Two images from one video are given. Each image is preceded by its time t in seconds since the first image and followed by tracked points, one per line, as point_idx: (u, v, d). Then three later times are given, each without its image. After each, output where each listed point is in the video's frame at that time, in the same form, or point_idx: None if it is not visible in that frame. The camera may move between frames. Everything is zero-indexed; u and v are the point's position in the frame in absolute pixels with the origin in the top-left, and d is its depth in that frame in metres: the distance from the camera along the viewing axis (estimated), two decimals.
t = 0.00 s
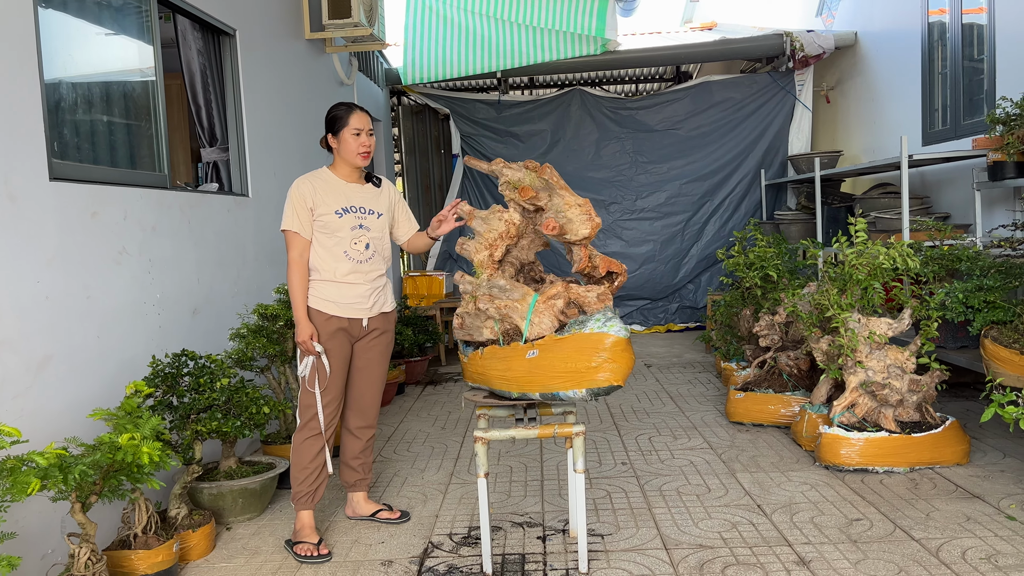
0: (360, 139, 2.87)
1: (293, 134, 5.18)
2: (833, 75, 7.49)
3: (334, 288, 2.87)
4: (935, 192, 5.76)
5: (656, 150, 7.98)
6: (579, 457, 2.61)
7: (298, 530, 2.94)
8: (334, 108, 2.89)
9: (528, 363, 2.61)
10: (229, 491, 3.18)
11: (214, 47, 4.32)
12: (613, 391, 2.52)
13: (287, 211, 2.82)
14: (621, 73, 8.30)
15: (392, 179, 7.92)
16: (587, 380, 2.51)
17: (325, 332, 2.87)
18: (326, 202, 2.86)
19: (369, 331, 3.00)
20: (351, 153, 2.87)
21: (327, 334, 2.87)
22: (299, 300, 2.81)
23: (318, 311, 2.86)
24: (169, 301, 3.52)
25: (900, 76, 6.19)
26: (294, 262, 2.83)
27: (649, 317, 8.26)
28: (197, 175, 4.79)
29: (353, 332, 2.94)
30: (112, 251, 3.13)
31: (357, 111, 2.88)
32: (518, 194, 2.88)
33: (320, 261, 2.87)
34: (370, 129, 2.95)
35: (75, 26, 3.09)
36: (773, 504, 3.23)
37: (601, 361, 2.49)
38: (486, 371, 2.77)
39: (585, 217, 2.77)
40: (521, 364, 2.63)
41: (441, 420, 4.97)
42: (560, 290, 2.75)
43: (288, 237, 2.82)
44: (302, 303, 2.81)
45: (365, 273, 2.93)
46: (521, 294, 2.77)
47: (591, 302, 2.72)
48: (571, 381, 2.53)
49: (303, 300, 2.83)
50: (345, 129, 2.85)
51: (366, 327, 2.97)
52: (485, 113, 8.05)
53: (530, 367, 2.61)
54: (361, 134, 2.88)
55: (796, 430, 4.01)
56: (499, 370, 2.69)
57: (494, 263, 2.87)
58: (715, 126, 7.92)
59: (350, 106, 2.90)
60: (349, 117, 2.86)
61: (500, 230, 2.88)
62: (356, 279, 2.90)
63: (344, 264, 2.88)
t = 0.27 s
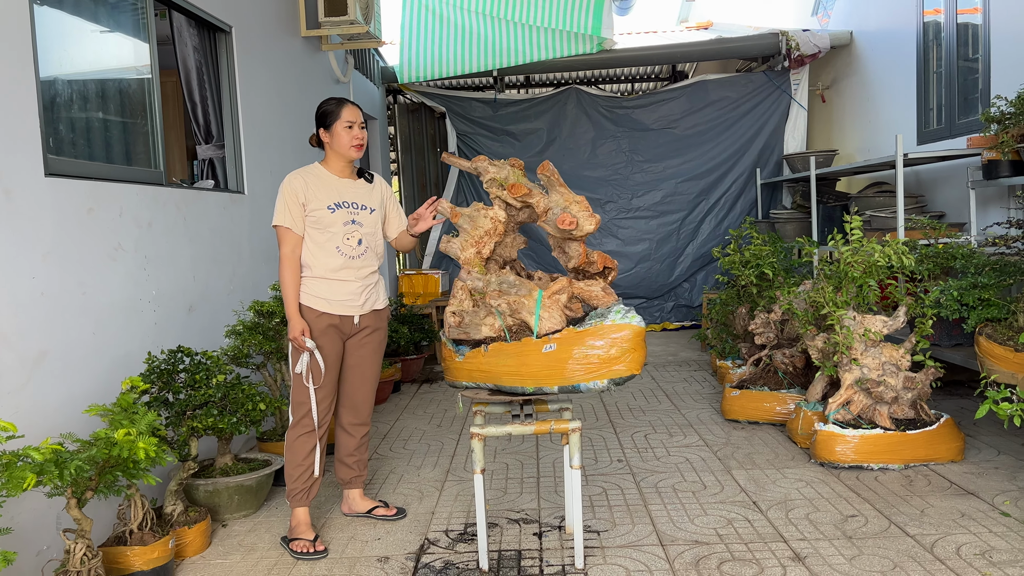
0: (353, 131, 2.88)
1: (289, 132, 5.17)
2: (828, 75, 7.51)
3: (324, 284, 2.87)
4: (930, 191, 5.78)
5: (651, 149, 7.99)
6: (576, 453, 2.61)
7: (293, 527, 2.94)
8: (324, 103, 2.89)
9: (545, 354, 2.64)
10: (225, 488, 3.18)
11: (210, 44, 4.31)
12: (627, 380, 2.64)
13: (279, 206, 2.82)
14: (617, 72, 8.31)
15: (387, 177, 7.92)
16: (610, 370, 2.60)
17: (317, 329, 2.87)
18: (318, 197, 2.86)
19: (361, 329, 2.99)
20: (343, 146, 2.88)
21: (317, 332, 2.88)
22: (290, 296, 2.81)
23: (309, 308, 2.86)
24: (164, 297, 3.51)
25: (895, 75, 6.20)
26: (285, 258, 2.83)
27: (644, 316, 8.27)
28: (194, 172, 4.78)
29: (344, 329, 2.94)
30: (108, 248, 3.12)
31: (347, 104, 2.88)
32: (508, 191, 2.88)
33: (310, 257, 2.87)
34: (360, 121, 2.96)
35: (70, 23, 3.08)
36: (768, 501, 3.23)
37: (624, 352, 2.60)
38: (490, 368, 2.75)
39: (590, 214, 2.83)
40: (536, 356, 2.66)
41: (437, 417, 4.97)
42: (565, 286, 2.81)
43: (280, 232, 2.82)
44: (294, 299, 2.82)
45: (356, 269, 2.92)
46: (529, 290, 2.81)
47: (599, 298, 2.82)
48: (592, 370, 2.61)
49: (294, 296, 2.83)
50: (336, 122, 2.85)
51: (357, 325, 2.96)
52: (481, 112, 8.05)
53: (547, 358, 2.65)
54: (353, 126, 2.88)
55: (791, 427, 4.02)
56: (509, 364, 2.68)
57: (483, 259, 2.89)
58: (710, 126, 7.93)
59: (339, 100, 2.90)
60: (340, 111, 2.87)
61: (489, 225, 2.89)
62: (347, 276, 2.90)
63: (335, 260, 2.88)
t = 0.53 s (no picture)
0: (345, 124, 2.89)
1: (285, 128, 5.16)
2: (824, 73, 7.52)
3: (316, 280, 2.87)
4: (925, 189, 5.80)
5: (647, 147, 7.99)
6: (572, 449, 2.62)
7: (289, 523, 2.93)
8: (313, 98, 2.88)
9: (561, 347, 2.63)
10: (221, 484, 3.18)
11: (207, 40, 4.30)
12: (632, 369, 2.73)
13: (269, 203, 2.82)
14: (613, 70, 8.31)
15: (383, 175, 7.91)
16: (624, 358, 2.67)
17: (309, 325, 2.87)
18: (307, 193, 2.86)
19: (353, 325, 2.99)
20: (335, 139, 2.88)
21: (310, 328, 2.88)
22: (282, 292, 2.83)
23: (301, 304, 2.86)
24: (160, 293, 3.51)
25: (890, 73, 6.22)
26: (276, 254, 2.83)
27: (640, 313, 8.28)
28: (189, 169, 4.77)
29: (337, 325, 2.94)
30: (103, 243, 3.11)
31: (337, 98, 2.89)
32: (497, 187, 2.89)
33: (301, 253, 2.87)
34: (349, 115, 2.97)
35: (65, 17, 3.07)
36: (764, 496, 3.24)
37: (635, 343, 2.70)
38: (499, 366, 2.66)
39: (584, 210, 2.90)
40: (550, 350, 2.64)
41: (433, 414, 4.97)
42: (565, 281, 2.85)
43: (270, 229, 2.83)
44: (286, 295, 2.83)
45: (348, 265, 2.92)
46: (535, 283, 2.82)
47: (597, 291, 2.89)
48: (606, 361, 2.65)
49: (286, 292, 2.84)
50: (327, 115, 2.86)
51: (349, 321, 2.96)
52: (477, 109, 8.04)
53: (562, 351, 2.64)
54: (344, 119, 2.89)
55: (786, 424, 4.03)
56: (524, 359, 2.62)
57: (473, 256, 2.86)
58: (706, 124, 7.94)
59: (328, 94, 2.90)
60: (330, 104, 2.87)
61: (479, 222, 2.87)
62: (338, 271, 2.89)
63: (326, 256, 2.87)
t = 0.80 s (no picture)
0: (340, 119, 2.89)
1: (280, 124, 5.15)
2: (820, 71, 7.53)
3: (313, 275, 2.86)
4: (921, 187, 5.81)
5: (644, 144, 8.00)
6: (569, 444, 2.62)
7: (285, 518, 2.93)
8: (306, 92, 2.87)
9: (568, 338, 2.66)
10: (217, 479, 3.17)
11: (203, 35, 4.29)
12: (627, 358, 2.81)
13: (262, 199, 2.81)
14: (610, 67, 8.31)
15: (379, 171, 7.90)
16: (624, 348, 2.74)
17: (304, 321, 2.86)
18: (301, 188, 2.85)
19: (349, 320, 2.98)
20: (332, 133, 2.88)
21: (305, 323, 2.86)
22: (272, 289, 2.82)
23: (297, 299, 2.85)
24: (156, 288, 3.50)
25: (886, 71, 6.22)
26: (266, 252, 2.82)
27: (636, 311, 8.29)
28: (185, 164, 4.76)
29: (333, 321, 2.93)
30: (99, 238, 3.11)
31: (331, 92, 2.89)
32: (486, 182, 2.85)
33: (297, 248, 2.87)
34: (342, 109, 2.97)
35: (61, 11, 3.06)
36: (760, 492, 3.25)
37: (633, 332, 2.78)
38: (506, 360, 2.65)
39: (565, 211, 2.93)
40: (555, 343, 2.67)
41: (429, 410, 4.97)
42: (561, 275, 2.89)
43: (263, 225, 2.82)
44: (275, 292, 2.81)
45: (344, 259, 2.91)
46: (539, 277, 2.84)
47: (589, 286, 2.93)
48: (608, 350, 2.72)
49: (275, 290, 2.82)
50: (324, 109, 2.86)
51: (345, 316, 2.95)
52: (473, 106, 8.03)
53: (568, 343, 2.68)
54: (339, 114, 2.89)
55: (782, 420, 4.03)
56: (538, 351, 2.61)
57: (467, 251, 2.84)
58: (702, 121, 7.94)
59: (321, 88, 2.89)
60: (326, 98, 2.88)
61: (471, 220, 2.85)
62: (335, 266, 2.89)
63: (322, 251, 2.87)
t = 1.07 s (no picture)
0: (339, 117, 2.89)
1: (276, 120, 5.14)
2: (817, 68, 7.53)
3: (311, 270, 2.86)
4: (916, 184, 5.82)
5: (640, 141, 8.00)
6: (565, 440, 2.62)
7: (281, 514, 2.93)
8: (306, 88, 2.86)
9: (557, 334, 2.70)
10: (213, 475, 3.17)
11: (199, 31, 4.28)
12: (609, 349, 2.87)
13: (260, 194, 2.80)
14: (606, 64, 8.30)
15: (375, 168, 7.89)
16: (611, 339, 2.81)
17: (301, 316, 2.86)
18: (299, 184, 2.84)
19: (347, 316, 2.98)
20: (330, 130, 2.88)
21: (302, 318, 2.86)
22: (269, 285, 2.81)
23: (294, 295, 2.85)
24: (152, 284, 3.49)
25: (882, 69, 6.23)
26: (264, 247, 2.82)
27: (632, 308, 8.30)
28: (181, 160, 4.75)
29: (331, 317, 2.93)
30: (94, 232, 3.10)
31: (331, 89, 2.88)
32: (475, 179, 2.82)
33: (294, 244, 2.86)
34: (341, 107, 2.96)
35: (56, 6, 3.05)
36: (756, 488, 3.25)
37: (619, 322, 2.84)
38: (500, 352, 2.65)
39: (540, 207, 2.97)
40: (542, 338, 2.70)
41: (425, 407, 4.97)
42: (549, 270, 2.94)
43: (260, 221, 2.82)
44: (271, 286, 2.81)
45: (341, 255, 2.91)
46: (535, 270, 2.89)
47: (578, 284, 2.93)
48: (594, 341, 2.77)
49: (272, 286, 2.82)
50: (323, 106, 2.85)
51: (342, 312, 2.95)
52: (470, 103, 8.01)
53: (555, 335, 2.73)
54: (339, 112, 2.89)
55: (778, 416, 4.04)
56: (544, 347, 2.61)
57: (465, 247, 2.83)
58: (699, 118, 7.94)
59: (321, 85, 2.88)
60: (326, 95, 2.87)
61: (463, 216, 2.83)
62: (332, 262, 2.88)
63: (319, 246, 2.86)
